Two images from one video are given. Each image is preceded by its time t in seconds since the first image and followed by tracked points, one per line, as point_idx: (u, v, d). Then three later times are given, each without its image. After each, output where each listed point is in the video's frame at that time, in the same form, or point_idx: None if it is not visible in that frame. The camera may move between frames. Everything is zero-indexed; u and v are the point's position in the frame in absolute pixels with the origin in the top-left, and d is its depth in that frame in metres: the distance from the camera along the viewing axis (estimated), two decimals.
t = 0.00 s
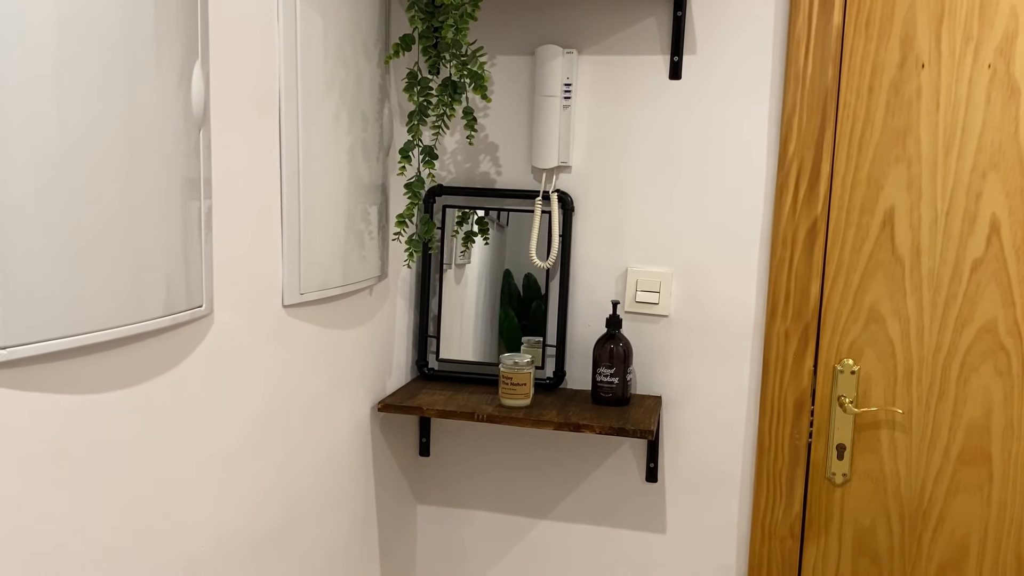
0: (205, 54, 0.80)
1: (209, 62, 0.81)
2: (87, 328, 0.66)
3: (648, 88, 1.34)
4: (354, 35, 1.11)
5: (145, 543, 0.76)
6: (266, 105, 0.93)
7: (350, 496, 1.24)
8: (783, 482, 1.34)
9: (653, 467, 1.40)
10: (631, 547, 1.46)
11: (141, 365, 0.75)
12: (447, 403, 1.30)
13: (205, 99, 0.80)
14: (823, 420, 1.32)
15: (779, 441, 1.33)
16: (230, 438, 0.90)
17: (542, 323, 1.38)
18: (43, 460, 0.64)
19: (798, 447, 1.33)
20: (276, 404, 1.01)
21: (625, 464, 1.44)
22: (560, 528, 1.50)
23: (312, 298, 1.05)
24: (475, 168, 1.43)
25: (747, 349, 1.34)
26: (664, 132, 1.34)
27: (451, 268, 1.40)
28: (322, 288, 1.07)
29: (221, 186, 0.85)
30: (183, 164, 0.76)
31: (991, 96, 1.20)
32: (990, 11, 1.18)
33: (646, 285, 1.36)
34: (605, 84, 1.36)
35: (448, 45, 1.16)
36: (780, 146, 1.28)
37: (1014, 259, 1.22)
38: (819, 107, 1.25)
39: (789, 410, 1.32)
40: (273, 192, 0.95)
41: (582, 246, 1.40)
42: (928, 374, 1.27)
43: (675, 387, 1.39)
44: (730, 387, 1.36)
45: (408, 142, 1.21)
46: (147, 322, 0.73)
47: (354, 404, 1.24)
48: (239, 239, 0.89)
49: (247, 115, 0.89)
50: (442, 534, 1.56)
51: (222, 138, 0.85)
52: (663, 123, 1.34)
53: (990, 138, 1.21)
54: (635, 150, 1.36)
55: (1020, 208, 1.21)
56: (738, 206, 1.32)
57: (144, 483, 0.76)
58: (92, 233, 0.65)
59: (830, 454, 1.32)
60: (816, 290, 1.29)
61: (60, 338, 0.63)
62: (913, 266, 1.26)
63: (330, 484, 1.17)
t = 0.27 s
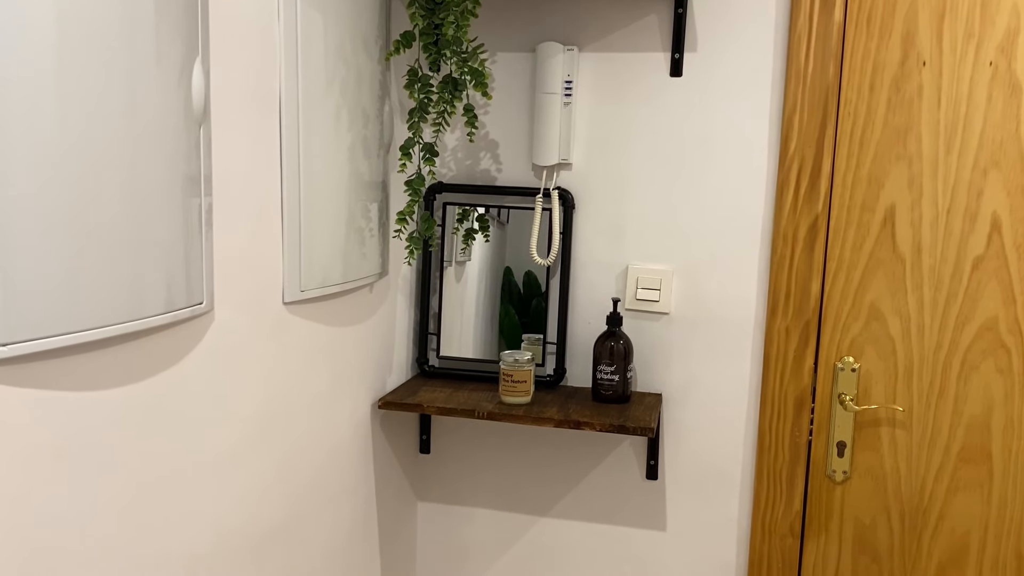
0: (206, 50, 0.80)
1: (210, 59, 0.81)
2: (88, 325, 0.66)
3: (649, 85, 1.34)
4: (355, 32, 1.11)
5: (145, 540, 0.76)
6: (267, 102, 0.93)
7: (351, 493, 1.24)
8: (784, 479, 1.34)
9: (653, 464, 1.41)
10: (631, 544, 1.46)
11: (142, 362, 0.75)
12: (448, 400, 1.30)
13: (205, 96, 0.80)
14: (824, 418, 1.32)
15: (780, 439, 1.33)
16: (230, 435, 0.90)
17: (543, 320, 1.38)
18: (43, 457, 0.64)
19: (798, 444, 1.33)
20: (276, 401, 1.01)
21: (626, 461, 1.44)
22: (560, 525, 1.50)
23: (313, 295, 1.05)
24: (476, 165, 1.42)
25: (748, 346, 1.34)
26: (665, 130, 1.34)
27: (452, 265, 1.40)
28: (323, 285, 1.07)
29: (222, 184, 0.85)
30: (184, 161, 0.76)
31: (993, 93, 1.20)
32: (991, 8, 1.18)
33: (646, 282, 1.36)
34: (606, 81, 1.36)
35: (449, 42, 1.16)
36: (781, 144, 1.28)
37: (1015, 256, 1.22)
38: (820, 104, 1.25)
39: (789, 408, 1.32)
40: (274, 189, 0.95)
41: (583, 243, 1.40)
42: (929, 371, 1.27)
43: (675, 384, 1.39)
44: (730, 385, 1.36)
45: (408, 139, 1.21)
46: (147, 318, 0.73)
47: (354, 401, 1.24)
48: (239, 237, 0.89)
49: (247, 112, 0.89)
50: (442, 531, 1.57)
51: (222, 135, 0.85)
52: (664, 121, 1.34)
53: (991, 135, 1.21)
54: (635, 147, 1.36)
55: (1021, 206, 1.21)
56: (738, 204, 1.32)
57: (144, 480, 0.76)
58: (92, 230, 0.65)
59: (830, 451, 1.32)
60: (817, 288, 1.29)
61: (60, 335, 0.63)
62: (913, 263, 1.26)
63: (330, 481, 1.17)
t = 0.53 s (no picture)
0: (206, 47, 0.80)
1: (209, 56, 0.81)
2: (87, 323, 0.66)
3: (649, 82, 1.34)
4: (355, 29, 1.11)
5: (144, 537, 0.76)
6: (266, 99, 0.93)
7: (351, 490, 1.24)
8: (784, 477, 1.34)
9: (653, 462, 1.41)
10: (631, 542, 1.46)
11: (142, 360, 0.75)
12: (448, 397, 1.30)
13: (205, 93, 0.80)
14: (824, 415, 1.32)
15: (780, 437, 1.33)
16: (231, 433, 0.91)
17: (543, 318, 1.38)
18: (42, 455, 0.64)
19: (798, 442, 1.33)
20: (276, 398, 1.01)
21: (626, 459, 1.44)
22: (560, 523, 1.50)
23: (313, 293, 1.05)
24: (476, 162, 1.42)
25: (748, 344, 1.34)
26: (665, 127, 1.34)
27: (452, 263, 1.40)
28: (323, 283, 1.07)
29: (222, 181, 0.85)
30: (184, 159, 0.76)
31: (993, 90, 1.19)
32: (992, 6, 1.18)
33: (646, 280, 1.36)
34: (606, 79, 1.35)
35: (449, 39, 1.15)
36: (782, 142, 1.28)
37: (1016, 254, 1.22)
38: (821, 102, 1.25)
39: (789, 405, 1.32)
40: (274, 187, 0.95)
41: (583, 241, 1.40)
42: (929, 369, 1.27)
43: (675, 382, 1.39)
44: (730, 383, 1.36)
45: (408, 137, 1.21)
46: (147, 316, 0.73)
47: (355, 399, 1.24)
48: (239, 234, 0.89)
49: (247, 109, 0.89)
50: (442, 528, 1.57)
51: (222, 133, 0.85)
52: (665, 118, 1.34)
53: (991, 133, 1.20)
54: (635, 145, 1.36)
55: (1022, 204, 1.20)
56: (739, 201, 1.32)
57: (144, 478, 0.76)
58: (92, 228, 0.65)
59: (830, 449, 1.32)
60: (817, 285, 1.29)
61: (60, 332, 0.63)
62: (914, 261, 1.26)
63: (330, 478, 1.17)
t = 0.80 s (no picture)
0: (205, 45, 0.79)
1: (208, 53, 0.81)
2: (87, 321, 0.66)
3: (649, 80, 1.34)
4: (354, 27, 1.11)
5: (144, 535, 0.76)
6: (266, 97, 0.92)
7: (351, 488, 1.25)
8: (783, 474, 1.34)
9: (653, 460, 1.41)
10: (631, 539, 1.46)
11: (142, 358, 0.75)
12: (447, 395, 1.30)
13: (204, 90, 0.79)
14: (824, 413, 1.32)
15: (779, 435, 1.33)
16: (230, 431, 0.91)
17: (543, 316, 1.38)
18: (43, 453, 0.64)
19: (798, 440, 1.33)
20: (276, 396, 1.01)
21: (625, 456, 1.44)
22: (560, 521, 1.50)
23: (312, 291, 1.05)
24: (476, 160, 1.42)
25: (748, 341, 1.34)
26: (665, 125, 1.34)
27: (452, 261, 1.40)
28: (323, 280, 1.07)
29: (221, 179, 0.85)
30: (183, 157, 0.76)
31: (993, 88, 1.19)
32: (992, 3, 1.18)
33: (646, 278, 1.36)
34: (606, 76, 1.35)
35: (448, 37, 1.15)
36: (782, 139, 1.27)
37: (1015, 252, 1.22)
38: (821, 99, 1.25)
39: (789, 403, 1.32)
40: (273, 184, 0.95)
41: (583, 238, 1.40)
42: (929, 367, 1.27)
43: (675, 380, 1.39)
44: (730, 380, 1.36)
45: (408, 134, 1.21)
46: (147, 313, 0.73)
47: (354, 396, 1.24)
48: (239, 232, 0.89)
49: (247, 107, 0.89)
50: (442, 526, 1.57)
51: (222, 130, 0.84)
52: (665, 115, 1.34)
53: (991, 130, 1.20)
54: (635, 142, 1.36)
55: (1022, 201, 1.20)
56: (739, 199, 1.32)
57: (144, 476, 0.76)
58: (92, 226, 0.65)
59: (830, 447, 1.32)
60: (817, 283, 1.29)
61: (59, 330, 0.63)
62: (914, 258, 1.26)
63: (330, 476, 1.17)
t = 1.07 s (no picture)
0: (204, 43, 0.79)
1: (207, 50, 0.80)
2: (87, 319, 0.65)
3: (649, 77, 1.33)
4: (353, 24, 1.10)
5: (144, 533, 0.76)
6: (266, 94, 0.92)
7: (351, 486, 1.25)
8: (784, 472, 1.34)
9: (653, 457, 1.41)
10: (631, 537, 1.46)
11: (142, 356, 0.75)
12: (447, 392, 1.30)
13: (204, 88, 0.79)
14: (824, 410, 1.32)
15: (780, 432, 1.33)
16: (230, 429, 0.91)
17: (543, 313, 1.38)
18: (43, 451, 0.64)
19: (798, 437, 1.33)
20: (276, 394, 1.01)
21: (626, 454, 1.44)
22: (560, 518, 1.50)
23: (312, 288, 1.05)
24: (475, 157, 1.42)
25: (748, 339, 1.34)
26: (665, 122, 1.34)
27: (451, 258, 1.40)
28: (323, 278, 1.07)
29: (221, 177, 0.85)
30: (183, 155, 0.76)
31: (994, 85, 1.19)
32: None
33: (646, 275, 1.36)
34: (606, 73, 1.35)
35: (448, 34, 1.15)
36: (782, 136, 1.27)
37: (1016, 249, 1.22)
38: (821, 95, 1.24)
39: (789, 400, 1.32)
40: (273, 182, 0.95)
41: (583, 236, 1.40)
42: (929, 364, 1.27)
43: (675, 377, 1.39)
44: (730, 377, 1.36)
45: (408, 132, 1.21)
46: (147, 311, 0.73)
47: (354, 394, 1.24)
48: (239, 229, 0.89)
49: (246, 105, 0.89)
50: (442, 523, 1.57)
51: (221, 128, 0.84)
52: (665, 112, 1.33)
53: (992, 127, 1.20)
54: (635, 139, 1.35)
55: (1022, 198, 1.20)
56: (739, 196, 1.32)
57: (144, 474, 0.76)
58: (91, 224, 0.65)
59: (830, 444, 1.32)
60: (817, 280, 1.29)
61: (59, 328, 0.63)
62: (914, 255, 1.26)
63: (329, 473, 1.17)
